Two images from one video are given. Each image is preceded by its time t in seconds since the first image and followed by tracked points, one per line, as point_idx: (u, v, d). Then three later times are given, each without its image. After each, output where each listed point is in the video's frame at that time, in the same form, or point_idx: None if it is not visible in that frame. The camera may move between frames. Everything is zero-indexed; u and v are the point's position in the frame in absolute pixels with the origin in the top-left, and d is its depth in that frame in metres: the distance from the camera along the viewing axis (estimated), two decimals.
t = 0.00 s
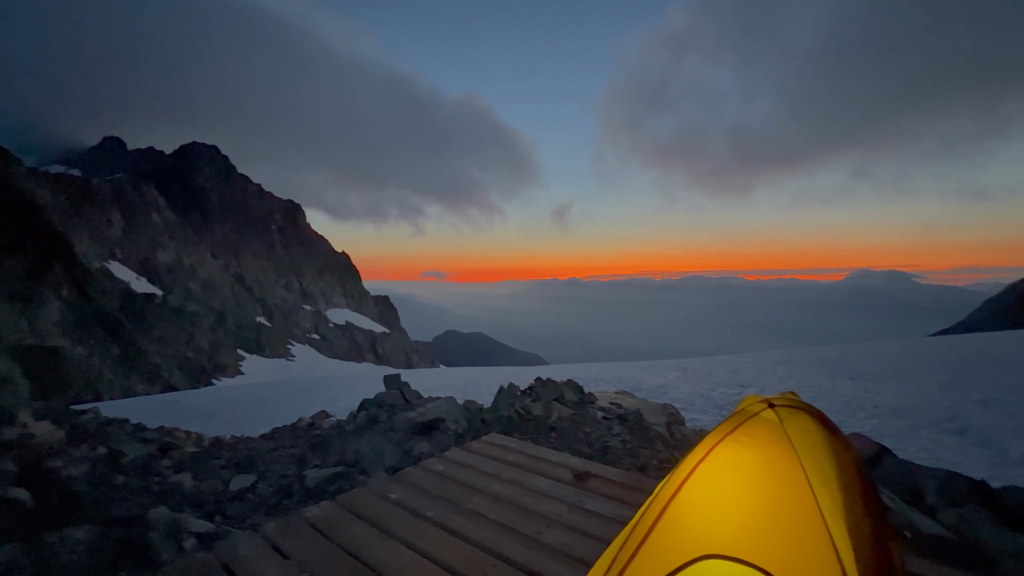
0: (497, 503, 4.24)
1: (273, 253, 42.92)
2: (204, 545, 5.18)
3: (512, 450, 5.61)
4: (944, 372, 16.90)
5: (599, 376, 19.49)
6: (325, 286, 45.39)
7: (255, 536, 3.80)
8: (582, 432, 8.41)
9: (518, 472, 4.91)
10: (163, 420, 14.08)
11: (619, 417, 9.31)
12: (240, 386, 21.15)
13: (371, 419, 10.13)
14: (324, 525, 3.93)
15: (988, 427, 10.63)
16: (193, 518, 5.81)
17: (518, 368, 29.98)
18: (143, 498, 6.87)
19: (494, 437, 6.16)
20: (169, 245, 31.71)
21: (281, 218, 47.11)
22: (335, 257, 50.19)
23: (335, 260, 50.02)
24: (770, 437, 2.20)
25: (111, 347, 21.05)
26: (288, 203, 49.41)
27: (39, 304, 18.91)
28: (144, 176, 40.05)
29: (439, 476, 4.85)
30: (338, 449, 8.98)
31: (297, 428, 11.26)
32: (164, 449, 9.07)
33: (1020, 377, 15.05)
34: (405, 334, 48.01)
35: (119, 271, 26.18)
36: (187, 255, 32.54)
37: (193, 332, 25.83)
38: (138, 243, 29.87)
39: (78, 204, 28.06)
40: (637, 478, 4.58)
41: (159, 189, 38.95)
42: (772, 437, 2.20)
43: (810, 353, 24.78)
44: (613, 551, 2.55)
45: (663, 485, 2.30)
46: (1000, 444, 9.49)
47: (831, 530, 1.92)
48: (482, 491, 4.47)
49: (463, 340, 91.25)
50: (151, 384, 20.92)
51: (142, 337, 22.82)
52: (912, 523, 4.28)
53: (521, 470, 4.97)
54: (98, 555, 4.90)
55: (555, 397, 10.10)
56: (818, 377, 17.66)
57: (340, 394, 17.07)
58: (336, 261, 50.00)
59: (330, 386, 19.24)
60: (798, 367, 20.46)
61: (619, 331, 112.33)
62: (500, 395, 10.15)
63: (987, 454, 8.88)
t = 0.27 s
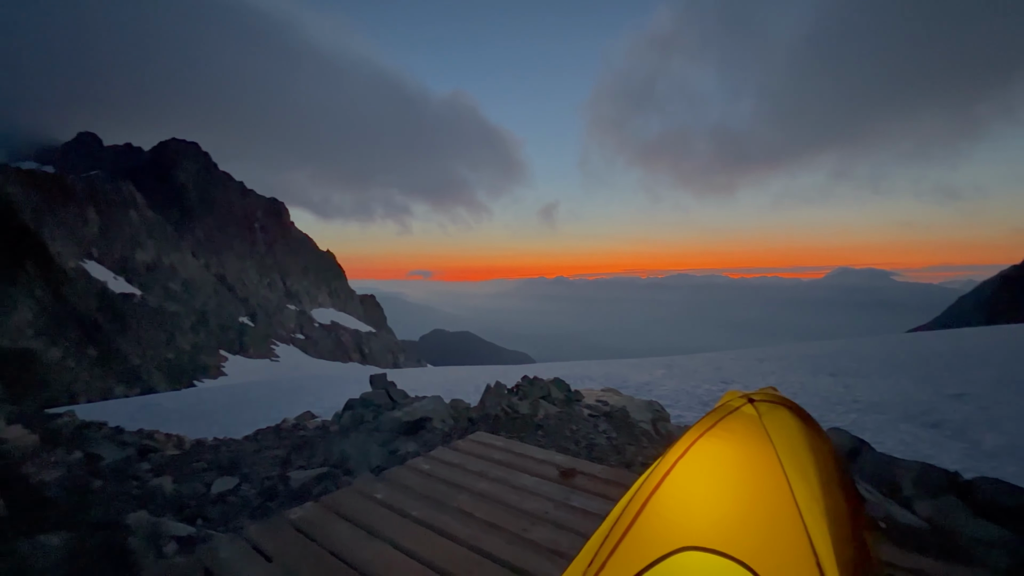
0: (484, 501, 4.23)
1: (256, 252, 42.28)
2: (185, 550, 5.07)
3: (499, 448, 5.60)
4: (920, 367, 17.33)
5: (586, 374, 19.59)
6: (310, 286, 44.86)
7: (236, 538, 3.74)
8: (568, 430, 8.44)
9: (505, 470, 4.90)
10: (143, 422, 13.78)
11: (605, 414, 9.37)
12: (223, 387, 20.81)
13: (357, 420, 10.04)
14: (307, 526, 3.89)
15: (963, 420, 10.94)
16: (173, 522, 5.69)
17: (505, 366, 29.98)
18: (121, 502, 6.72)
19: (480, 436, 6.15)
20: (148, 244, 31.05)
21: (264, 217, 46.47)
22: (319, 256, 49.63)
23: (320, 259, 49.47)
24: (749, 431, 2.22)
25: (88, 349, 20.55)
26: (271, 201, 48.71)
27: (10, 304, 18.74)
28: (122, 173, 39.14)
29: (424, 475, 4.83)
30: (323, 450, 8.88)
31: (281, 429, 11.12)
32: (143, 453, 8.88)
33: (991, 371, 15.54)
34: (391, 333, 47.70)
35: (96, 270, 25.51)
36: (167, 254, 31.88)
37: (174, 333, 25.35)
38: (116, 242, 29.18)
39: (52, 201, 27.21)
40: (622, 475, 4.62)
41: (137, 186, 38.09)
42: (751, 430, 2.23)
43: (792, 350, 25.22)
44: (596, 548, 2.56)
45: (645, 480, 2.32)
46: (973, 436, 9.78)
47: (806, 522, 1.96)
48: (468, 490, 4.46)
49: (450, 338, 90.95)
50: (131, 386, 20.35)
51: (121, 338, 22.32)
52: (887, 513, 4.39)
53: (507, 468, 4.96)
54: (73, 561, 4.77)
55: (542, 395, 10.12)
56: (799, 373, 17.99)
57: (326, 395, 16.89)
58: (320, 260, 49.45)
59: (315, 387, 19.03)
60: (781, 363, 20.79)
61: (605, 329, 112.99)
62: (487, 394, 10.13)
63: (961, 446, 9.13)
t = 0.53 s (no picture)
0: (469, 499, 4.22)
1: (238, 250, 41.59)
2: (164, 554, 4.96)
3: (484, 446, 5.60)
4: (898, 362, 17.76)
5: (573, 371, 19.69)
6: (294, 285, 44.30)
7: (218, 541, 3.68)
8: (555, 427, 8.47)
9: (491, 468, 4.91)
10: (121, 425, 13.47)
11: (591, 411, 9.43)
12: (205, 389, 20.46)
13: (341, 420, 9.95)
14: (290, 527, 3.85)
15: (937, 413, 11.27)
16: (152, 526, 5.58)
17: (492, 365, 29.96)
18: (98, 506, 6.57)
19: (467, 434, 6.15)
20: (125, 243, 30.34)
21: (247, 215, 45.73)
22: (303, 254, 49.02)
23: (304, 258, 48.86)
24: (728, 425, 2.26)
25: (63, 351, 20.01)
26: (253, 199, 47.94)
27: None
28: (98, 170, 38.18)
29: (410, 475, 4.81)
30: (307, 451, 8.78)
31: (264, 431, 10.97)
32: (121, 456, 8.69)
33: (964, 365, 16.02)
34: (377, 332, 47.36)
35: (71, 270, 24.85)
36: (145, 253, 31.18)
37: (153, 334, 24.82)
38: (91, 241, 28.45)
39: (24, 199, 26.46)
40: (608, 472, 4.65)
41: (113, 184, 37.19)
42: (729, 425, 2.26)
43: (775, 346, 25.66)
44: (580, 544, 2.58)
45: (627, 476, 2.34)
46: (946, 428, 10.08)
47: (782, 513, 2.00)
48: (453, 488, 4.45)
49: (436, 337, 90.61)
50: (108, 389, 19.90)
51: (97, 340, 21.77)
52: (864, 505, 4.52)
53: (494, 466, 4.97)
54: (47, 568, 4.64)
55: (529, 393, 10.15)
56: (781, 369, 18.33)
57: (311, 395, 16.72)
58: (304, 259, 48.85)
59: (300, 387, 18.82)
60: (763, 359, 21.14)
61: (592, 327, 113.52)
62: (474, 393, 10.12)
63: (936, 439, 9.40)
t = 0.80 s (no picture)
0: (455, 497, 4.22)
1: (220, 249, 40.88)
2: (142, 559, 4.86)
3: (470, 444, 5.60)
4: (876, 358, 18.17)
5: (560, 370, 19.74)
6: (277, 284, 43.68)
7: (198, 544, 3.62)
8: (541, 425, 8.48)
9: (477, 467, 4.89)
10: (99, 428, 13.18)
11: (577, 409, 9.47)
12: (186, 390, 20.07)
13: (326, 420, 9.84)
14: (272, 529, 3.80)
15: (912, 407, 11.55)
16: (129, 530, 5.45)
17: (479, 364, 29.89)
18: (73, 512, 6.40)
19: (452, 433, 6.12)
20: (101, 242, 29.59)
21: (228, 213, 44.95)
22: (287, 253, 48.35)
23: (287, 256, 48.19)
24: (708, 421, 2.28)
25: (37, 353, 19.43)
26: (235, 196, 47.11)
27: None
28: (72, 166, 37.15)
29: (395, 474, 4.78)
30: (290, 452, 8.67)
31: (246, 432, 10.81)
32: (97, 460, 8.48)
33: (939, 360, 16.44)
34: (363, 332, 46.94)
35: (44, 269, 24.16)
36: (122, 252, 30.46)
37: (131, 335, 24.26)
38: (66, 240, 27.70)
39: None
40: (594, 469, 4.68)
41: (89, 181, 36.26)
42: (710, 421, 2.29)
43: (758, 343, 26.04)
44: (558, 543, 2.58)
45: (607, 473, 2.36)
46: (921, 422, 10.33)
47: (759, 507, 2.04)
48: (439, 488, 4.43)
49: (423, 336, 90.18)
50: (85, 391, 19.35)
51: (72, 341, 21.19)
52: (842, 497, 4.62)
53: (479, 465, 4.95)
54: None
55: (515, 391, 10.15)
56: (763, 366, 18.60)
57: (295, 395, 16.52)
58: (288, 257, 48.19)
59: (283, 388, 18.58)
60: (747, 356, 21.44)
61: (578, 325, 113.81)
62: (460, 392, 10.08)
63: (911, 433, 9.64)
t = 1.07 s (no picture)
0: (441, 497, 4.21)
1: (203, 248, 40.20)
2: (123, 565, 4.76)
3: (457, 443, 5.58)
4: (856, 354, 18.56)
5: (548, 368, 19.82)
6: (262, 283, 43.10)
7: (180, 548, 3.56)
8: (529, 423, 8.50)
9: (464, 466, 4.88)
10: (77, 431, 12.89)
11: (565, 407, 9.50)
12: (168, 391, 19.72)
13: (312, 421, 9.74)
14: (257, 531, 3.75)
15: (891, 402, 11.80)
16: (108, 534, 5.33)
17: (467, 363, 29.87)
18: (51, 517, 6.25)
19: (439, 432, 6.10)
20: (79, 240, 28.90)
21: (211, 211, 44.27)
22: (271, 252, 47.74)
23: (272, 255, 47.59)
24: (691, 418, 2.31)
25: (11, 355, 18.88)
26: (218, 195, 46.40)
27: None
28: (49, 163, 36.25)
29: (381, 474, 4.75)
30: (276, 453, 8.57)
31: (231, 434, 10.65)
32: (75, 464, 8.29)
33: (917, 356, 16.85)
34: (349, 331, 46.57)
35: (19, 269, 23.53)
36: (102, 251, 29.79)
37: (110, 336, 23.75)
38: (42, 239, 27.00)
39: None
40: (581, 466, 4.70)
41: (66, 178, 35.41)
42: (692, 417, 2.31)
43: (742, 340, 26.44)
44: (544, 540, 2.59)
45: (592, 469, 2.37)
46: (900, 417, 10.58)
47: (740, 501, 2.07)
48: (425, 487, 4.41)
49: (411, 335, 89.76)
50: (63, 394, 18.81)
51: (48, 342, 20.66)
52: (822, 491, 4.71)
53: (467, 464, 4.94)
54: None
55: (503, 390, 10.15)
56: (747, 363, 18.86)
57: (280, 396, 16.35)
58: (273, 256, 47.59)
59: (269, 388, 18.37)
60: (731, 353, 21.75)
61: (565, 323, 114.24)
62: (448, 391, 10.05)
63: (890, 427, 9.87)
